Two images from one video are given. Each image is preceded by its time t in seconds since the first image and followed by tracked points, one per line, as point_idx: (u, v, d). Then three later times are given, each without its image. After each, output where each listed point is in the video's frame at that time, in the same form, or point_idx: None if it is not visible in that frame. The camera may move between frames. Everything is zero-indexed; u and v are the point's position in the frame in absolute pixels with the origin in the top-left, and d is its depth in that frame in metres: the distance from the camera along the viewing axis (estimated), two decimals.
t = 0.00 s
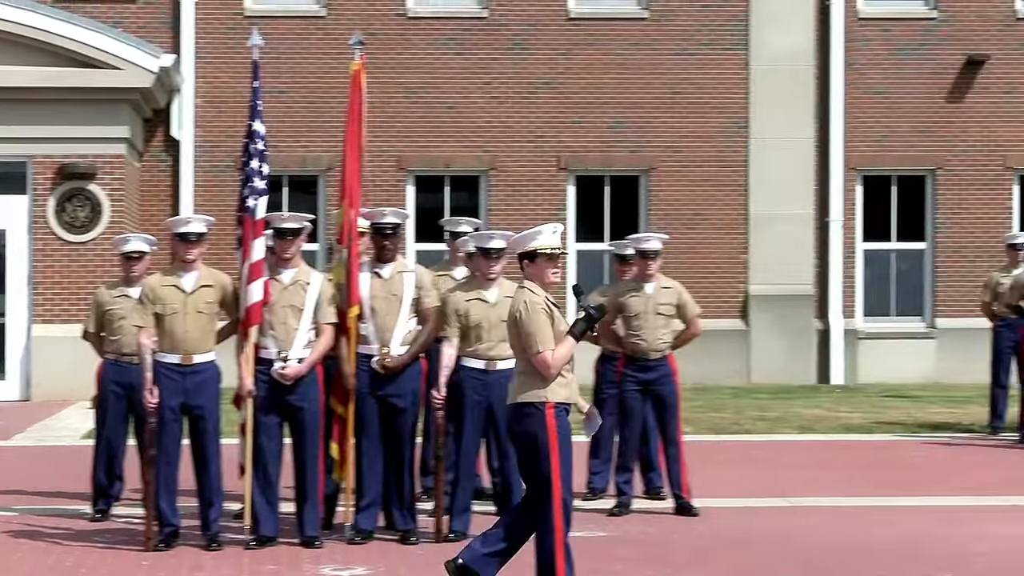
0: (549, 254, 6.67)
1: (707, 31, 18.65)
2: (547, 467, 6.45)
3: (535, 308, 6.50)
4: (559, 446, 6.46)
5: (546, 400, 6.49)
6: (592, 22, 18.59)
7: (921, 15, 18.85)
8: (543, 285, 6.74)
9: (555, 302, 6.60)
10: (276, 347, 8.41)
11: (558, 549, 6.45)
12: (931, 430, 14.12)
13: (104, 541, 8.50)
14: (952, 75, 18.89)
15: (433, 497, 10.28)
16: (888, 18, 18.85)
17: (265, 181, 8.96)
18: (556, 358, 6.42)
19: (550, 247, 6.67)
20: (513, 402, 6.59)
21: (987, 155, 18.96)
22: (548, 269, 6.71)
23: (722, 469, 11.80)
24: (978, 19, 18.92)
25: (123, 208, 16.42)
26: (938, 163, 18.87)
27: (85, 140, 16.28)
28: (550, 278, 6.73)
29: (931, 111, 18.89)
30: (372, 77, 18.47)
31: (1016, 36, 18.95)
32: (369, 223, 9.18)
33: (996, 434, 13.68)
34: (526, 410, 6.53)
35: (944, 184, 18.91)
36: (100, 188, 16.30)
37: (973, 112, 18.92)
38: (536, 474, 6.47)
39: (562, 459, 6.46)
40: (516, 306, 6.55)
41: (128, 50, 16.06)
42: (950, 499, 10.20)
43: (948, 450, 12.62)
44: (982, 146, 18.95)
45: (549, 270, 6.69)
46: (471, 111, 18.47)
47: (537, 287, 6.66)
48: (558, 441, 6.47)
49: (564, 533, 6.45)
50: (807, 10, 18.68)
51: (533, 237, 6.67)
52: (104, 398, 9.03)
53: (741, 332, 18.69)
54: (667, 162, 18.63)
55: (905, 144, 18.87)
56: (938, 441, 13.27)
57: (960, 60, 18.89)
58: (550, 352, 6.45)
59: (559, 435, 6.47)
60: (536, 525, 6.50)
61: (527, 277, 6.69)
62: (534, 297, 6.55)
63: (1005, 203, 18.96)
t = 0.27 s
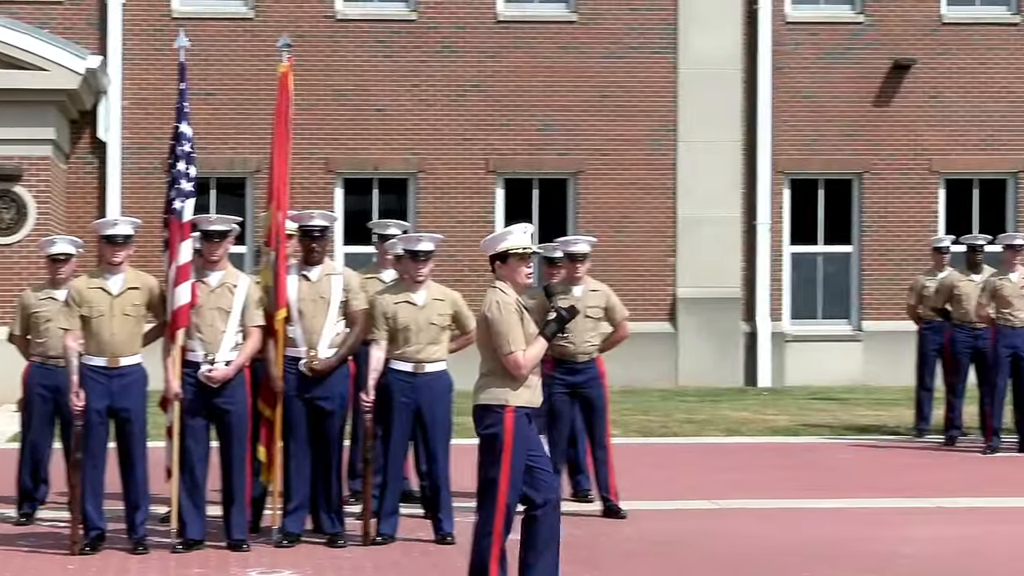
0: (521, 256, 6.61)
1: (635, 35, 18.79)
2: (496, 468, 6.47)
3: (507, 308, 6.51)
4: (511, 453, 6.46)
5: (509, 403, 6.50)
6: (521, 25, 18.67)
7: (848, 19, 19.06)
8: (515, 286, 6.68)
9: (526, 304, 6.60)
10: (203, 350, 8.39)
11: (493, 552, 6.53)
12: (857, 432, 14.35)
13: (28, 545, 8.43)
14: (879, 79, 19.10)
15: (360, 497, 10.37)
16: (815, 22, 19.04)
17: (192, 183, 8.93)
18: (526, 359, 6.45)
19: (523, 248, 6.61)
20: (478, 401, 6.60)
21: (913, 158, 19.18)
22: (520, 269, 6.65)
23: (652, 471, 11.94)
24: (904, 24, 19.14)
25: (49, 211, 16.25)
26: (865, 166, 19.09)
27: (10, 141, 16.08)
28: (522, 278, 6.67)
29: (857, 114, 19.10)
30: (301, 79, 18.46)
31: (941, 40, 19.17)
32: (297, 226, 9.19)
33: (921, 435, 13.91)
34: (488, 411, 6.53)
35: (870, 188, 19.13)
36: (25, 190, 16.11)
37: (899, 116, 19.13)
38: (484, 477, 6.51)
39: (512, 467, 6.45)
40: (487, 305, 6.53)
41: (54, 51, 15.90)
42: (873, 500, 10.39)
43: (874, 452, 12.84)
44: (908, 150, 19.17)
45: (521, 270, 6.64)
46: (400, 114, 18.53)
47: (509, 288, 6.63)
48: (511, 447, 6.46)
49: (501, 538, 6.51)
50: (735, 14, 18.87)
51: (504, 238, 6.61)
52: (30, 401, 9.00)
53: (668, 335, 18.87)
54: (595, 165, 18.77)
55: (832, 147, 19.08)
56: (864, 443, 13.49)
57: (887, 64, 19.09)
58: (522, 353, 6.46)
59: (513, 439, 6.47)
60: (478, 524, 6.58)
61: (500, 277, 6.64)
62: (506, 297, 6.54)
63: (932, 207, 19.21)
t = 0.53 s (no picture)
0: (501, 265, 6.67)
1: (570, 39, 18.89)
2: (460, 472, 6.56)
3: (485, 316, 6.56)
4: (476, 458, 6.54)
5: (482, 411, 6.57)
6: (455, 28, 18.74)
7: (781, 23, 19.22)
8: (493, 294, 6.72)
9: (503, 313, 6.66)
10: (136, 354, 8.34)
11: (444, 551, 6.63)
12: (791, 435, 14.51)
13: None
14: (813, 83, 19.24)
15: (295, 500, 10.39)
16: (749, 26, 19.19)
17: (125, 186, 8.86)
18: (503, 368, 6.52)
19: (502, 258, 6.66)
20: (454, 408, 6.68)
21: (846, 162, 19.33)
22: (499, 279, 6.69)
23: (588, 474, 12.04)
24: (838, 28, 19.31)
25: None
26: (799, 170, 19.21)
27: None
28: (500, 288, 6.70)
29: (791, 117, 19.22)
30: (235, 82, 18.40)
31: (874, 44, 19.35)
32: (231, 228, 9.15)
33: (855, 439, 14.05)
34: (461, 418, 6.61)
35: (804, 191, 19.26)
36: None
37: (832, 119, 19.28)
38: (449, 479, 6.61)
39: (478, 471, 6.54)
40: (464, 314, 6.59)
41: None
42: (806, 504, 10.51)
43: (809, 456, 12.98)
44: (842, 154, 19.31)
45: (500, 279, 6.67)
46: (335, 117, 18.52)
47: (487, 297, 6.67)
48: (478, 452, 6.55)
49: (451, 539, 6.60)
50: (668, 19, 19.04)
51: (484, 248, 6.66)
52: None
53: (604, 338, 19.00)
54: (530, 168, 18.84)
55: (766, 150, 19.20)
56: (799, 446, 13.63)
57: (820, 68, 19.24)
58: (499, 361, 6.54)
59: (483, 447, 6.55)
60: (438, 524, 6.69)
61: (478, 286, 6.67)
62: (484, 306, 6.59)
63: (864, 210, 19.35)
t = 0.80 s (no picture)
0: (496, 262, 6.91)
1: (519, 41, 18.98)
2: (480, 475, 6.76)
3: (480, 315, 6.80)
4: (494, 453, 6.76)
5: (484, 410, 6.79)
6: (405, 29, 18.78)
7: (729, 26, 19.36)
8: (490, 292, 6.96)
9: (498, 311, 6.90)
10: (83, 356, 8.32)
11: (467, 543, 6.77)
12: (739, 437, 14.66)
13: None
14: (761, 85, 19.37)
15: (243, 503, 10.40)
16: (697, 29, 19.32)
17: (72, 187, 8.81)
18: (498, 365, 6.74)
19: (497, 255, 6.90)
20: (455, 408, 6.89)
21: (793, 165, 19.45)
22: (495, 276, 6.94)
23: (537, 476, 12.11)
24: (786, 31, 19.44)
25: None
26: (747, 172, 19.34)
27: None
28: (496, 285, 6.95)
29: (738, 120, 19.37)
30: (183, 83, 18.38)
31: (821, 48, 19.47)
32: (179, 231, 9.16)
33: (802, 441, 14.18)
34: (465, 418, 6.84)
35: (751, 194, 19.39)
36: None
37: (780, 122, 19.40)
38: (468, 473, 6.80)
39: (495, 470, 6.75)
40: (461, 313, 6.83)
41: None
42: (752, 505, 10.63)
43: (755, 458, 13.12)
44: (789, 157, 19.43)
45: (496, 276, 6.92)
46: (283, 119, 18.52)
47: (482, 295, 6.92)
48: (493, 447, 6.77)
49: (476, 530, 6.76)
50: (617, 22, 19.14)
51: (480, 245, 6.89)
52: None
53: (552, 340, 19.11)
54: (478, 171, 18.92)
55: (714, 153, 19.34)
56: (747, 449, 13.77)
57: (768, 70, 19.37)
58: (494, 359, 6.76)
59: (493, 446, 6.77)
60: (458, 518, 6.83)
61: (474, 285, 6.93)
62: (479, 304, 6.84)
63: (812, 211, 19.48)
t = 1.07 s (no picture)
0: (467, 266, 7.01)
1: (450, 44, 19.08)
2: (474, 473, 6.77)
3: (450, 316, 6.88)
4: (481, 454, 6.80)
5: (457, 411, 6.83)
6: (336, 32, 18.82)
7: (660, 30, 19.53)
8: (459, 295, 7.05)
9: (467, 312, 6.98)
10: (10, 359, 8.28)
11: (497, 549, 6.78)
12: (669, 440, 14.82)
13: None
14: (691, 89, 19.55)
15: (172, 507, 10.37)
16: (628, 32, 19.47)
17: None
18: (468, 366, 6.81)
19: (469, 258, 7.00)
20: (424, 411, 6.92)
21: (723, 168, 19.61)
22: (465, 278, 7.04)
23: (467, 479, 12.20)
24: (716, 36, 19.64)
25: None
26: (678, 176, 19.51)
27: None
28: (465, 287, 7.05)
29: (669, 123, 19.53)
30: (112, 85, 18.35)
31: (751, 52, 19.64)
32: (108, 232, 9.12)
33: (732, 443, 14.40)
34: (441, 420, 6.85)
35: (682, 198, 19.56)
36: None
37: (711, 126, 19.58)
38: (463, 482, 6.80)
39: (486, 464, 6.79)
40: (431, 315, 6.90)
41: None
42: (681, 508, 10.77)
43: (685, 461, 13.27)
44: (720, 160, 19.60)
45: (466, 279, 7.03)
46: (213, 121, 18.50)
47: (452, 296, 6.99)
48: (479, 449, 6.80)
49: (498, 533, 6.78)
50: (548, 25, 19.28)
51: (453, 247, 6.99)
52: None
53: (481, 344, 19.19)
54: (409, 173, 18.96)
55: (645, 157, 19.50)
56: (678, 451, 13.92)
57: (699, 74, 19.55)
58: (463, 360, 6.83)
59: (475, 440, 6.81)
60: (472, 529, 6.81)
61: (444, 286, 7.01)
62: (449, 306, 6.91)
63: (742, 215, 19.67)
